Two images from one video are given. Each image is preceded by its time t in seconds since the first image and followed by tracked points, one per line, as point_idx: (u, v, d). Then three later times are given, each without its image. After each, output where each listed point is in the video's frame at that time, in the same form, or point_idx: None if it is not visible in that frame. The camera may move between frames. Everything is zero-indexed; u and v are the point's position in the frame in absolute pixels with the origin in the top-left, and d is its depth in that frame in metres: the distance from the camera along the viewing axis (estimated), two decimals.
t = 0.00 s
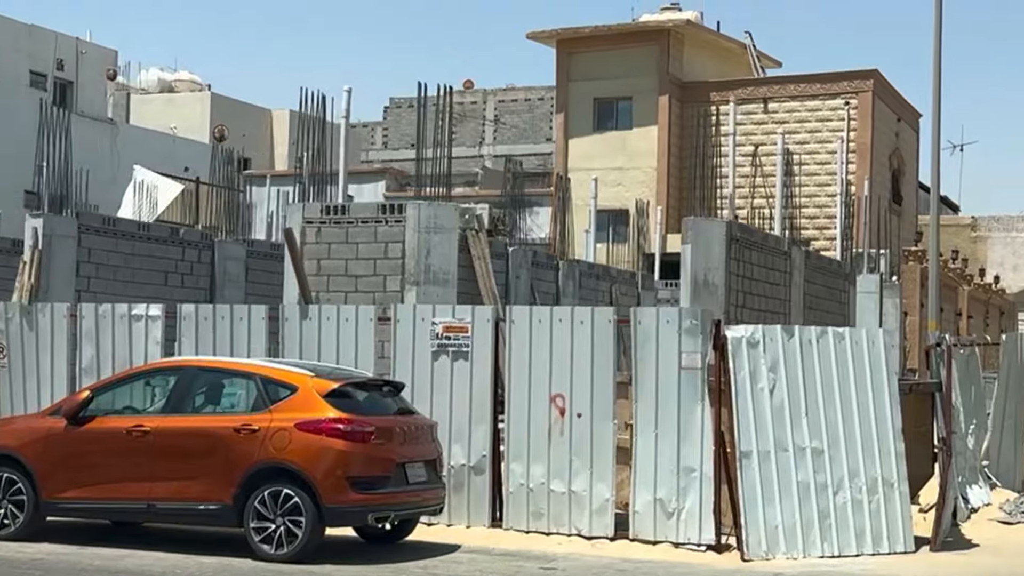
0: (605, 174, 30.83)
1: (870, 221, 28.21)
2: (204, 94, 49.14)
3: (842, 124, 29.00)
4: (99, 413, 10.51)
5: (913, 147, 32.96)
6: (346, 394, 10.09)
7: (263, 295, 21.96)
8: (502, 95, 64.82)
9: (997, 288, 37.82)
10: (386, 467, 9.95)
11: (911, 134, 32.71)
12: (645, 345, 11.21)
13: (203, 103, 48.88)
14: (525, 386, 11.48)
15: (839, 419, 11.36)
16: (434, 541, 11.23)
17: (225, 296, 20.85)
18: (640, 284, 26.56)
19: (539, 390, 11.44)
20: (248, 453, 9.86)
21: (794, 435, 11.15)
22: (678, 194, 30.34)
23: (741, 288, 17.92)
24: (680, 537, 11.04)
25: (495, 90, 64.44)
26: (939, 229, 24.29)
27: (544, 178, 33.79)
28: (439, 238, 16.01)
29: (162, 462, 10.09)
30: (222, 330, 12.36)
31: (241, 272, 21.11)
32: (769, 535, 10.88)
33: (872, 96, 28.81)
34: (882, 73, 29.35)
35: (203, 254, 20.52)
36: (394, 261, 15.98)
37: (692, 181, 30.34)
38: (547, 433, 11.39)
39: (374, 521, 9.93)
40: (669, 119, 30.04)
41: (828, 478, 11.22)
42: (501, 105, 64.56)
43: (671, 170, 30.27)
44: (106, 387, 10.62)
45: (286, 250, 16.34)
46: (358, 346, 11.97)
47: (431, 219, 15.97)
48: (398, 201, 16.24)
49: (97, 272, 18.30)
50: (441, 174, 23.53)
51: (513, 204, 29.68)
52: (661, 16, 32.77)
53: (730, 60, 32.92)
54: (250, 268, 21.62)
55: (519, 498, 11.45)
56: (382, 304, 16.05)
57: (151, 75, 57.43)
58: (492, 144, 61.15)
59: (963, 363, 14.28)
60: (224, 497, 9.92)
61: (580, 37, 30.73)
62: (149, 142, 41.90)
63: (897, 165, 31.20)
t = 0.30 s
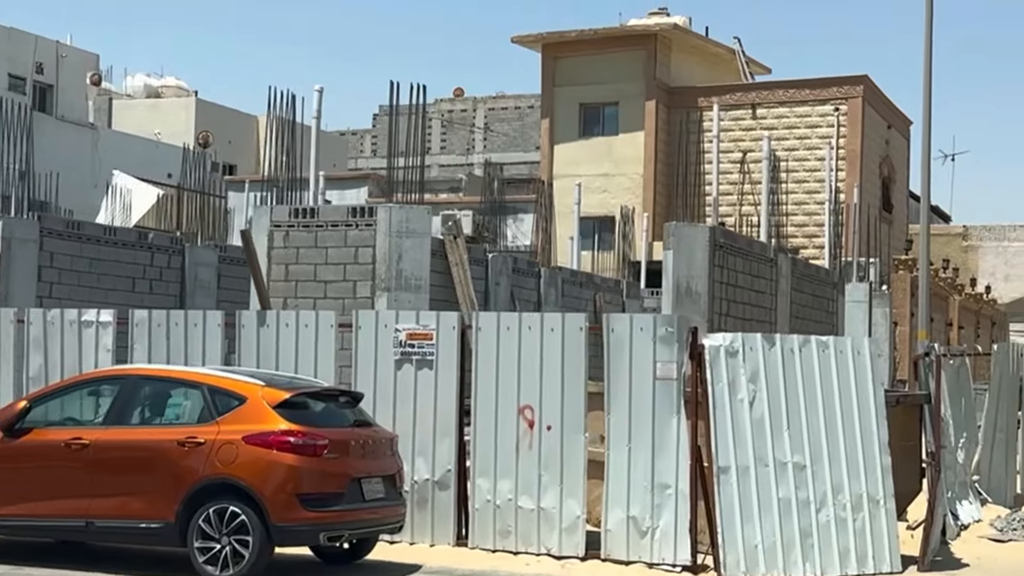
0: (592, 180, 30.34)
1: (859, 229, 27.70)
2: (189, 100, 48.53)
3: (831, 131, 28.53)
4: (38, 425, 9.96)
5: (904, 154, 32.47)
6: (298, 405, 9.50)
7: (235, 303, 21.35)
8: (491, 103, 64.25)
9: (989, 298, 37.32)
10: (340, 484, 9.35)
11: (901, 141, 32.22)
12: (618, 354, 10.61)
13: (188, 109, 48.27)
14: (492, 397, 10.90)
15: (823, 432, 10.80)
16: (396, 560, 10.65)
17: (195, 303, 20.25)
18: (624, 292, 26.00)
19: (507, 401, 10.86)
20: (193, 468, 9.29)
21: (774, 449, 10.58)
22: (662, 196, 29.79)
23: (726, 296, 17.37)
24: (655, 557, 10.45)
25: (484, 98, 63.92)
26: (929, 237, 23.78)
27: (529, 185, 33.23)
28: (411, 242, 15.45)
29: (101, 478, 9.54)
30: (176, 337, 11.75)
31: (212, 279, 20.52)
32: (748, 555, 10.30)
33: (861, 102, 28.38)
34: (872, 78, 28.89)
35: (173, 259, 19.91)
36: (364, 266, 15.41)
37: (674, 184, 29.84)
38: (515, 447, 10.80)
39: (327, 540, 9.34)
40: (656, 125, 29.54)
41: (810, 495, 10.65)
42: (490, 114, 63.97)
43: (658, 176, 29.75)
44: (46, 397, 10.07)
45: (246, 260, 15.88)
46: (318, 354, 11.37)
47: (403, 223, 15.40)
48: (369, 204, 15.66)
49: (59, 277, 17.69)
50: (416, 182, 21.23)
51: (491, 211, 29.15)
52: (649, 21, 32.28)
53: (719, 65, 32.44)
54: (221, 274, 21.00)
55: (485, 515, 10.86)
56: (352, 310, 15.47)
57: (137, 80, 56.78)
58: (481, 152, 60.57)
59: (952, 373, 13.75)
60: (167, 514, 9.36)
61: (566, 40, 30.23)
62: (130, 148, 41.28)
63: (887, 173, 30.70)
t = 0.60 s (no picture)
0: (570, 181, 29.75)
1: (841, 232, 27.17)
2: (165, 99, 47.85)
3: (813, 131, 28.03)
4: None
5: (888, 156, 31.95)
6: (236, 411, 8.86)
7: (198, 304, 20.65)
8: (474, 105, 63.54)
9: (973, 303, 36.84)
10: (279, 496, 8.71)
11: (885, 143, 31.69)
12: (582, 357, 10.05)
13: (163, 108, 47.58)
14: (449, 402, 10.29)
15: (799, 441, 10.22)
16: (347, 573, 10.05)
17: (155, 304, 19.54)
18: (602, 295, 25.42)
19: (464, 407, 10.26)
20: (122, 478, 8.68)
21: (747, 459, 10.00)
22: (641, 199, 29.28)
23: (702, 298, 16.77)
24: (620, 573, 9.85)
25: (467, 100, 63.25)
26: (912, 240, 23.23)
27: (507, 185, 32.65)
28: (373, 241, 14.82)
29: (26, 488, 8.97)
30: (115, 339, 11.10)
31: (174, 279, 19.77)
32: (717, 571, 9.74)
33: (845, 102, 27.89)
34: (856, 78, 28.39)
35: (133, 259, 19.18)
36: (325, 266, 14.77)
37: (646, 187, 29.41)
38: (473, 456, 10.19)
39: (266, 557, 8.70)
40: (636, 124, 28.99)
41: (785, 507, 10.07)
42: (473, 116, 63.25)
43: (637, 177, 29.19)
44: None
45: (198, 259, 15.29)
46: (265, 357, 10.71)
47: (365, 220, 14.77)
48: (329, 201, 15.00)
49: (10, 277, 17.05)
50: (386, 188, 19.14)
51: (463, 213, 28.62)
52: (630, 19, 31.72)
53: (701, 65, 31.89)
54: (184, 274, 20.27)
55: (440, 527, 10.24)
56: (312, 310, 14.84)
57: (114, 79, 56.15)
58: (463, 155, 59.85)
59: (933, 378, 13.21)
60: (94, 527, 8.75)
61: (545, 38, 29.66)
62: (103, 146, 40.58)
63: (870, 175, 30.18)
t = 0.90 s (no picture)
0: (538, 180, 29.20)
1: (813, 232, 26.72)
2: (131, 96, 47.16)
3: (786, 130, 27.61)
4: None
5: (862, 157, 31.48)
6: (154, 414, 8.22)
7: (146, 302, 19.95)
8: (448, 106, 62.95)
9: (947, 307, 36.46)
10: (199, 507, 8.08)
11: (859, 143, 31.25)
12: (530, 358, 9.40)
13: (129, 104, 46.90)
14: (390, 404, 9.67)
15: (760, 447, 9.67)
16: None
17: (102, 301, 18.84)
18: (568, 295, 24.89)
19: (405, 410, 9.65)
20: (30, 487, 8.08)
21: (704, 466, 9.42)
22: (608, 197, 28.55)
23: (666, 298, 16.24)
24: None
25: (440, 100, 62.67)
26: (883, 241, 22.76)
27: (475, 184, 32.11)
28: (322, 236, 14.21)
29: None
30: (38, 337, 10.45)
31: (122, 276, 19.07)
32: None
33: (818, 101, 27.46)
34: (829, 77, 27.95)
35: (79, 255, 18.48)
36: (272, 262, 14.13)
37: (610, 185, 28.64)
38: (414, 461, 9.58)
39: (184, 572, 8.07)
40: (605, 122, 28.50)
41: (744, 518, 9.51)
42: (446, 116, 62.65)
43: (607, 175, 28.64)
44: None
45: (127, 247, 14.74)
46: (196, 357, 10.08)
47: (314, 214, 14.16)
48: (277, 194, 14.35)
49: None
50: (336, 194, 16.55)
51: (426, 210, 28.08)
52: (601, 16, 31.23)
53: (673, 63, 31.41)
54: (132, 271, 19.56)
55: (379, 539, 9.63)
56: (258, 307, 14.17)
57: (81, 76, 55.25)
58: (435, 155, 59.25)
59: (903, 382, 12.75)
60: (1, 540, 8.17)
61: (513, 34, 29.15)
62: (66, 143, 39.86)
63: (843, 175, 29.71)
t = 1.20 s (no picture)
0: (499, 173, 28.56)
1: (777, 228, 26.21)
2: (89, 87, 46.17)
3: (750, 123, 27.12)
4: None
5: (827, 152, 31.03)
6: (46, 413, 7.51)
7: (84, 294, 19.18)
8: (414, 100, 62.18)
9: (914, 305, 36.09)
10: (94, 514, 7.41)
11: (825, 138, 30.79)
12: (463, 353, 8.74)
13: (87, 96, 45.93)
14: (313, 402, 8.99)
15: (709, 449, 9.11)
16: None
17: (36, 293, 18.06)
18: (527, 290, 24.28)
19: (329, 408, 8.97)
20: None
21: (648, 468, 8.83)
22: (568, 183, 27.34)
23: (621, 292, 15.64)
24: None
25: (406, 95, 61.89)
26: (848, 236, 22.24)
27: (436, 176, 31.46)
28: (259, 225, 13.50)
29: None
30: None
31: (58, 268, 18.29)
32: None
33: (782, 94, 26.99)
34: (795, 69, 27.47)
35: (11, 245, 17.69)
36: (205, 252, 13.43)
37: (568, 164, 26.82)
38: (340, 464, 8.92)
39: None
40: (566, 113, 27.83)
41: (691, 523, 8.94)
42: (413, 111, 61.88)
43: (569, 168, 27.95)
44: None
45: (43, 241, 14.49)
46: (106, 352, 9.38)
47: (250, 202, 13.43)
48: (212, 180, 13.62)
49: None
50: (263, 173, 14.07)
51: (378, 205, 27.39)
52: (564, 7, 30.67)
53: (637, 55, 30.89)
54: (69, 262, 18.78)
55: (302, 546, 8.97)
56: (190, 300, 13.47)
57: (39, 66, 54.15)
58: (400, 150, 58.46)
59: (863, 381, 12.20)
60: None
61: (473, 23, 28.55)
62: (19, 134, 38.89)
63: (809, 170, 29.23)
